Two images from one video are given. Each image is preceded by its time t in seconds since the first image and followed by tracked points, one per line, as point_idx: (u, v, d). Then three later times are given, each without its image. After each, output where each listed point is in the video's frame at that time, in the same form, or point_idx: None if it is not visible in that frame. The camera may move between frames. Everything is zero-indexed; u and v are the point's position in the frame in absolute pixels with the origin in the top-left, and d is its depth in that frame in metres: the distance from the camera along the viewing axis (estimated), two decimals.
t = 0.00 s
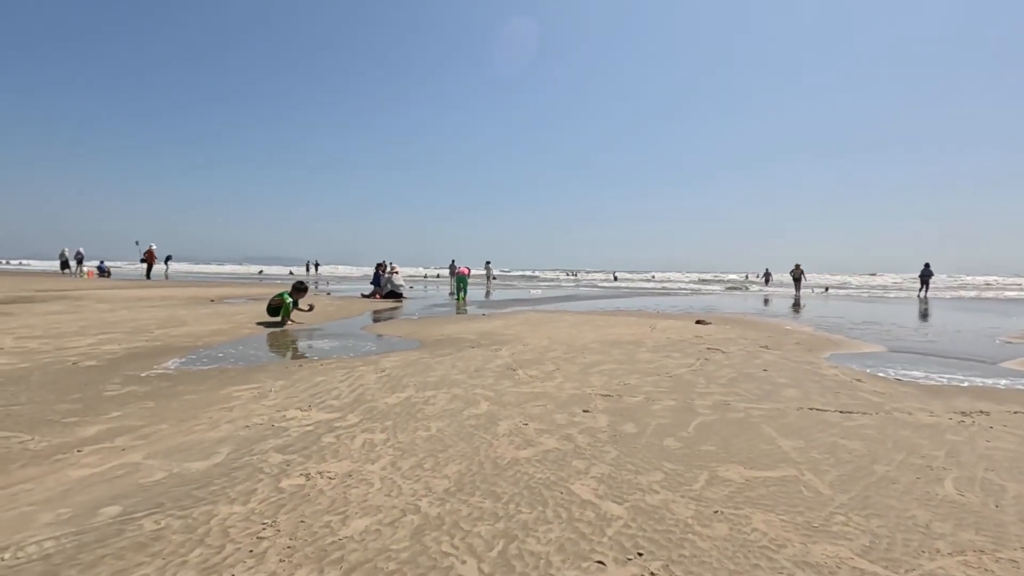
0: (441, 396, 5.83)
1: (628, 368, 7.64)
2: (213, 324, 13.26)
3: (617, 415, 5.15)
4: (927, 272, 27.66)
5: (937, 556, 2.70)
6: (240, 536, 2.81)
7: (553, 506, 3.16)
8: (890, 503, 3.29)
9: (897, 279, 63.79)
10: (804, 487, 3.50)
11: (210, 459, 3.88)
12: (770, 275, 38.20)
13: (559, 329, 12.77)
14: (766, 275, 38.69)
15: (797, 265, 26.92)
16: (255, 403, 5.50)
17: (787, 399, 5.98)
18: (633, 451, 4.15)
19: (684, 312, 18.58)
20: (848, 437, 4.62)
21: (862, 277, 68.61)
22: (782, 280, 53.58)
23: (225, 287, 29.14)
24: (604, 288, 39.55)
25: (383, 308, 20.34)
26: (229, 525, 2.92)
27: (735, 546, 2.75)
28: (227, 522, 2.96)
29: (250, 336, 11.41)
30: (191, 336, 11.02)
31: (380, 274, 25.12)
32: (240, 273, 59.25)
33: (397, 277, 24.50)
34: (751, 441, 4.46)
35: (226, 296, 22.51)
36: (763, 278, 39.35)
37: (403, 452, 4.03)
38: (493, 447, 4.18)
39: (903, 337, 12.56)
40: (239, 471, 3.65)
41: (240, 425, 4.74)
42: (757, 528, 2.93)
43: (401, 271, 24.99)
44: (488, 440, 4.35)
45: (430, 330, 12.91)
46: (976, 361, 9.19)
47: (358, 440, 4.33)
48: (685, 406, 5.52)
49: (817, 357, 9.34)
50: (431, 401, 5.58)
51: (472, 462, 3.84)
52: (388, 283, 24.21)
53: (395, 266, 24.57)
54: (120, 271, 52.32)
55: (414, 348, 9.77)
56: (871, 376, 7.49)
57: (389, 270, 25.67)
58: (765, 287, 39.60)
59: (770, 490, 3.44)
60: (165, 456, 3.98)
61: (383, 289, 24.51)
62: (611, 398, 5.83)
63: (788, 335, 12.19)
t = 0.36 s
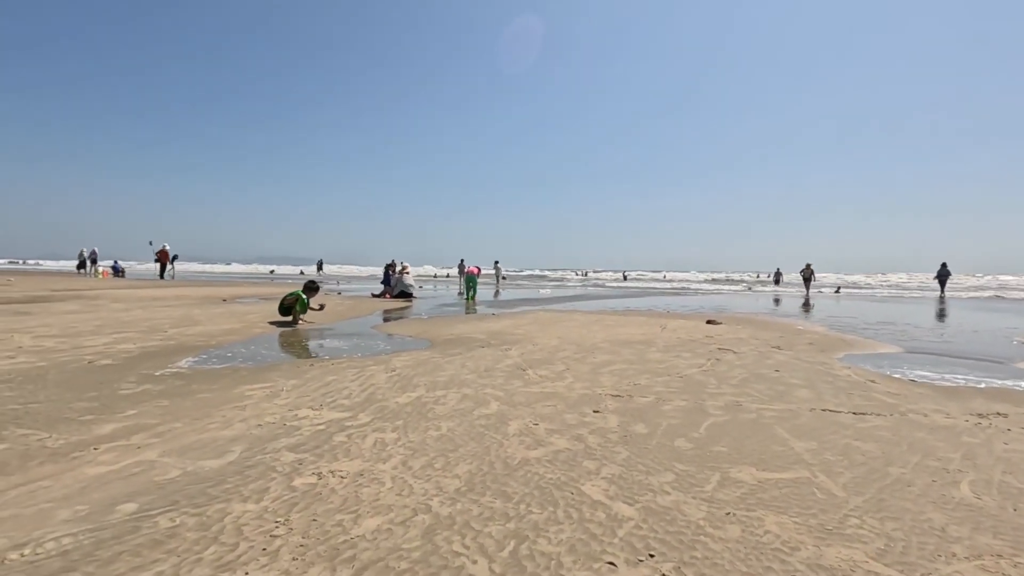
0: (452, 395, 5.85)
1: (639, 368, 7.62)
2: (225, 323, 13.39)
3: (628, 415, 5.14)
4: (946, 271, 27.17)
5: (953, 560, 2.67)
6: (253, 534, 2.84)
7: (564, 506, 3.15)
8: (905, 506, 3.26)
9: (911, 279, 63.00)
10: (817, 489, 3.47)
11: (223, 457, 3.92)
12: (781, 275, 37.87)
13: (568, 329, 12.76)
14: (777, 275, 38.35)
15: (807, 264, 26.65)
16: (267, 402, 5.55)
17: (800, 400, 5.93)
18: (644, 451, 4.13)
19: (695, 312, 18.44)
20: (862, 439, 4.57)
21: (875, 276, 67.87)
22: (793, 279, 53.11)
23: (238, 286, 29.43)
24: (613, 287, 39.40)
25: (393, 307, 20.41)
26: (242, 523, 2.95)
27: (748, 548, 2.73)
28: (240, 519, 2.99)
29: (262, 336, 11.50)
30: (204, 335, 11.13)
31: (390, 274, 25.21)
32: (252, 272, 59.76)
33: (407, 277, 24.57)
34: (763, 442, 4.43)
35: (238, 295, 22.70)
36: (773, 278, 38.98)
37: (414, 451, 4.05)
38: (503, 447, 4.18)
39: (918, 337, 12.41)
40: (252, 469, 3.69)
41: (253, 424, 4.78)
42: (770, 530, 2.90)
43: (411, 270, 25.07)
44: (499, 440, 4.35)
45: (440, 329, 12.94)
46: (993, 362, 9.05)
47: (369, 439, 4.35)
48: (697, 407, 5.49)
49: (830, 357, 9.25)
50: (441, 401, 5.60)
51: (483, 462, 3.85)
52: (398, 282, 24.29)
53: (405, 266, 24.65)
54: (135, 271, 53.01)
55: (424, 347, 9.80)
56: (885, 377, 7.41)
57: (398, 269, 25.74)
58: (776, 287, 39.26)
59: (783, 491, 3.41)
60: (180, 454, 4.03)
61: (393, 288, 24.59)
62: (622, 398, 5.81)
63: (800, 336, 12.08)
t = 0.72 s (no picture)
0: (455, 397, 5.84)
1: (642, 370, 7.60)
2: (228, 325, 13.42)
3: (632, 417, 5.13)
4: (950, 271, 27.10)
5: (961, 562, 2.65)
6: (257, 535, 2.84)
7: (568, 508, 3.14)
8: (911, 507, 3.23)
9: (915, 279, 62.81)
10: (822, 491, 3.45)
11: (226, 459, 3.92)
12: (783, 276, 37.55)
13: (572, 330, 12.76)
14: (780, 276, 38.25)
15: (810, 265, 26.60)
16: (270, 404, 5.55)
17: (804, 401, 5.91)
18: (649, 452, 4.12)
19: (697, 313, 18.39)
20: (867, 440, 4.54)
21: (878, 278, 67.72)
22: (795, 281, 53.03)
23: (241, 288, 29.43)
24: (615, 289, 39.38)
25: (396, 309, 20.42)
26: (245, 524, 2.95)
27: (753, 550, 2.71)
28: (243, 521, 2.98)
29: (265, 338, 11.52)
30: (208, 337, 11.16)
31: (393, 276, 25.24)
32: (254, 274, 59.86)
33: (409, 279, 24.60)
34: (768, 443, 4.41)
35: (241, 297, 22.75)
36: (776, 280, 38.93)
37: (418, 453, 4.04)
38: (507, 449, 4.17)
39: (922, 338, 12.37)
40: (255, 471, 3.69)
41: (256, 425, 4.78)
42: (775, 532, 2.89)
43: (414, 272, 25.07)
44: (502, 441, 4.34)
45: (443, 331, 12.95)
46: (998, 363, 9.01)
47: (373, 441, 4.35)
48: (701, 408, 5.47)
49: (834, 358, 9.23)
50: (444, 403, 5.59)
51: (486, 463, 3.84)
52: (400, 284, 24.32)
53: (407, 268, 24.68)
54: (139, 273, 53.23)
55: (427, 349, 9.81)
56: (890, 378, 7.38)
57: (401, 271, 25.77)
58: (778, 288, 39.19)
59: (788, 493, 3.39)
60: (183, 455, 4.03)
61: (396, 290, 24.62)
62: (626, 400, 5.80)
63: (804, 337, 12.06)
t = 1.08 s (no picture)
0: (447, 402, 5.81)
1: (636, 373, 7.58)
2: (222, 330, 13.34)
3: (624, 421, 5.11)
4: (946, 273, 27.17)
5: (949, 566, 2.64)
6: (242, 544, 2.80)
7: (557, 515, 3.12)
8: (902, 511, 3.23)
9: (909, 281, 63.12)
10: (813, 495, 3.43)
11: (214, 466, 3.88)
12: (778, 279, 37.69)
13: (567, 334, 12.74)
14: (774, 279, 38.23)
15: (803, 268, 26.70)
16: (261, 410, 5.51)
17: (797, 404, 5.90)
18: (640, 457, 4.10)
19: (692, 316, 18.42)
20: (859, 444, 4.54)
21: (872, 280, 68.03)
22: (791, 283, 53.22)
23: (235, 292, 29.31)
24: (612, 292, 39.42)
25: (391, 313, 20.35)
26: (231, 533, 2.91)
27: (742, 556, 2.70)
28: (229, 530, 2.95)
29: (258, 343, 11.45)
30: (201, 342, 11.09)
31: (388, 280, 25.20)
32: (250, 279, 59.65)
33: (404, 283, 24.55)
34: (760, 447, 4.40)
35: (236, 302, 22.64)
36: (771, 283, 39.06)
37: (408, 459, 4.01)
38: (498, 454, 4.14)
39: (916, 341, 12.41)
40: (243, 478, 3.65)
41: (246, 432, 4.74)
42: (764, 537, 2.87)
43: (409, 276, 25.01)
44: (493, 447, 4.32)
45: (438, 335, 12.91)
46: (990, 365, 9.04)
47: (363, 447, 4.31)
48: (694, 412, 5.46)
49: (828, 360, 9.24)
50: (436, 408, 5.56)
51: (476, 469, 3.81)
52: (395, 288, 24.26)
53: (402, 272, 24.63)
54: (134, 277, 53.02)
55: (420, 354, 9.77)
56: (883, 381, 7.39)
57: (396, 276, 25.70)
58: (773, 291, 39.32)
59: (779, 497, 3.38)
60: (171, 463, 3.99)
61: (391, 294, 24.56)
62: (618, 404, 5.78)
63: (798, 339, 12.07)
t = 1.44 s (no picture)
0: (428, 412, 5.76)
1: (619, 381, 7.57)
2: (205, 337, 13.18)
3: (604, 432, 5.10)
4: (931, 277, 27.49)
5: None
6: (208, 565, 2.75)
7: (530, 531, 3.09)
8: (874, 524, 3.24)
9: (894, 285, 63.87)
10: (787, 508, 3.44)
11: (185, 482, 3.82)
12: (764, 283, 37.99)
13: (553, 340, 12.72)
14: (761, 283, 38.52)
15: (788, 273, 26.98)
16: (238, 422, 5.43)
17: (778, 413, 5.92)
18: (617, 470, 4.09)
19: (679, 321, 18.48)
20: (837, 454, 4.56)
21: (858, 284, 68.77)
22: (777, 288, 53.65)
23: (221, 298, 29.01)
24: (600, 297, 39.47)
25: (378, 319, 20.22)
26: (197, 553, 2.86)
27: (713, 573, 2.69)
28: (196, 550, 2.90)
29: (241, 351, 11.32)
30: (182, 350, 10.93)
31: (376, 285, 25.08)
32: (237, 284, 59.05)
33: (393, 288, 24.44)
34: (738, 458, 4.40)
35: (221, 307, 22.40)
36: (757, 287, 39.35)
37: (383, 473, 3.97)
38: (475, 467, 4.11)
39: (899, 346, 12.53)
40: (213, 495, 3.59)
41: (220, 445, 4.67)
42: (736, 553, 2.87)
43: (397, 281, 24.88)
44: (471, 459, 4.29)
45: (424, 342, 12.85)
46: (969, 371, 9.14)
47: (338, 461, 4.26)
48: (674, 422, 5.46)
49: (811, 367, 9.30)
50: (416, 419, 5.52)
51: (451, 483, 3.78)
52: (384, 293, 24.15)
53: (390, 277, 24.54)
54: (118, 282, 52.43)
55: (405, 362, 9.71)
56: (863, 388, 7.44)
57: (384, 281, 25.55)
58: (760, 295, 39.61)
59: (753, 511, 3.38)
60: (140, 479, 3.91)
61: (378, 300, 24.43)
62: (600, 414, 5.77)
63: (782, 345, 12.15)
